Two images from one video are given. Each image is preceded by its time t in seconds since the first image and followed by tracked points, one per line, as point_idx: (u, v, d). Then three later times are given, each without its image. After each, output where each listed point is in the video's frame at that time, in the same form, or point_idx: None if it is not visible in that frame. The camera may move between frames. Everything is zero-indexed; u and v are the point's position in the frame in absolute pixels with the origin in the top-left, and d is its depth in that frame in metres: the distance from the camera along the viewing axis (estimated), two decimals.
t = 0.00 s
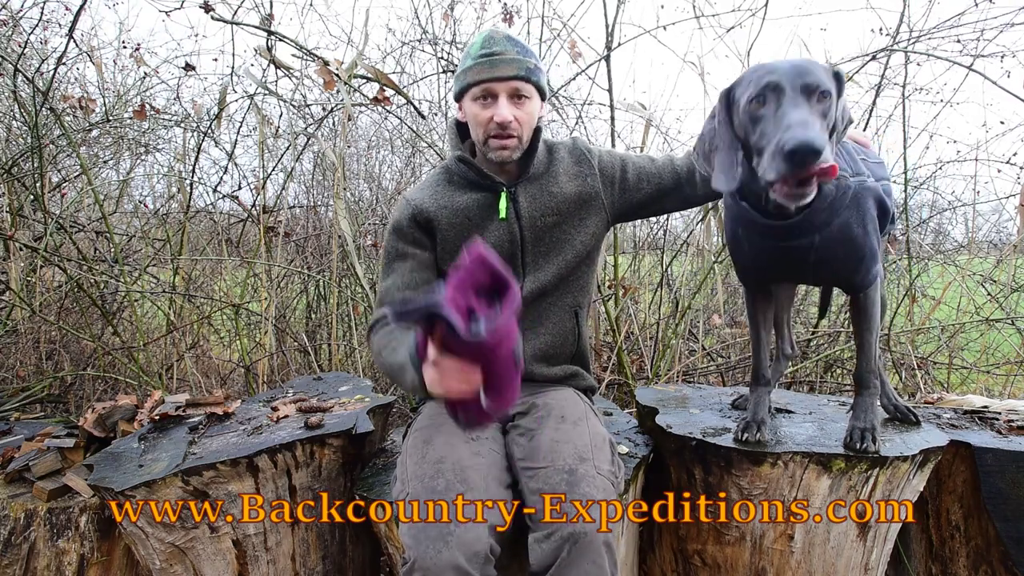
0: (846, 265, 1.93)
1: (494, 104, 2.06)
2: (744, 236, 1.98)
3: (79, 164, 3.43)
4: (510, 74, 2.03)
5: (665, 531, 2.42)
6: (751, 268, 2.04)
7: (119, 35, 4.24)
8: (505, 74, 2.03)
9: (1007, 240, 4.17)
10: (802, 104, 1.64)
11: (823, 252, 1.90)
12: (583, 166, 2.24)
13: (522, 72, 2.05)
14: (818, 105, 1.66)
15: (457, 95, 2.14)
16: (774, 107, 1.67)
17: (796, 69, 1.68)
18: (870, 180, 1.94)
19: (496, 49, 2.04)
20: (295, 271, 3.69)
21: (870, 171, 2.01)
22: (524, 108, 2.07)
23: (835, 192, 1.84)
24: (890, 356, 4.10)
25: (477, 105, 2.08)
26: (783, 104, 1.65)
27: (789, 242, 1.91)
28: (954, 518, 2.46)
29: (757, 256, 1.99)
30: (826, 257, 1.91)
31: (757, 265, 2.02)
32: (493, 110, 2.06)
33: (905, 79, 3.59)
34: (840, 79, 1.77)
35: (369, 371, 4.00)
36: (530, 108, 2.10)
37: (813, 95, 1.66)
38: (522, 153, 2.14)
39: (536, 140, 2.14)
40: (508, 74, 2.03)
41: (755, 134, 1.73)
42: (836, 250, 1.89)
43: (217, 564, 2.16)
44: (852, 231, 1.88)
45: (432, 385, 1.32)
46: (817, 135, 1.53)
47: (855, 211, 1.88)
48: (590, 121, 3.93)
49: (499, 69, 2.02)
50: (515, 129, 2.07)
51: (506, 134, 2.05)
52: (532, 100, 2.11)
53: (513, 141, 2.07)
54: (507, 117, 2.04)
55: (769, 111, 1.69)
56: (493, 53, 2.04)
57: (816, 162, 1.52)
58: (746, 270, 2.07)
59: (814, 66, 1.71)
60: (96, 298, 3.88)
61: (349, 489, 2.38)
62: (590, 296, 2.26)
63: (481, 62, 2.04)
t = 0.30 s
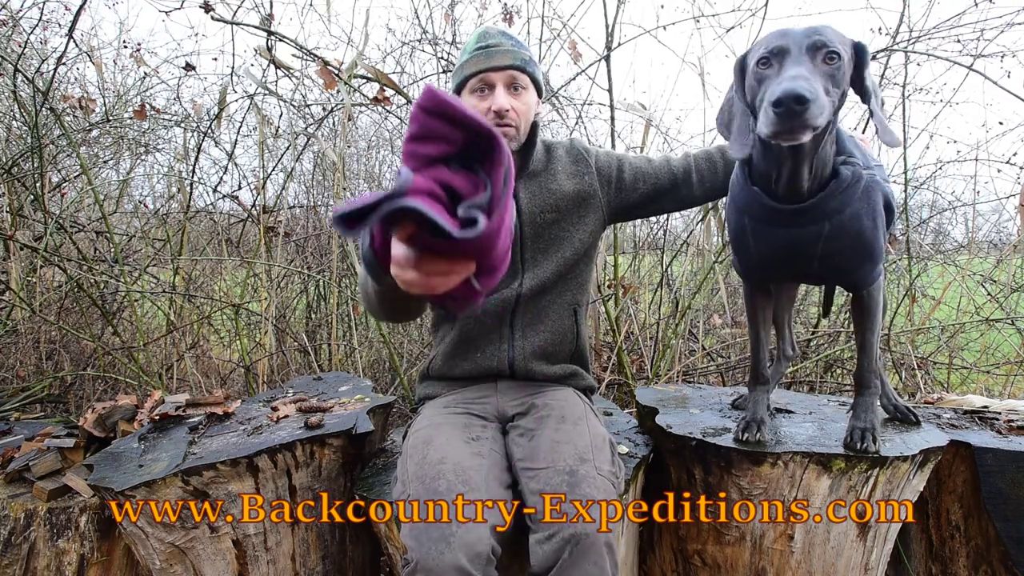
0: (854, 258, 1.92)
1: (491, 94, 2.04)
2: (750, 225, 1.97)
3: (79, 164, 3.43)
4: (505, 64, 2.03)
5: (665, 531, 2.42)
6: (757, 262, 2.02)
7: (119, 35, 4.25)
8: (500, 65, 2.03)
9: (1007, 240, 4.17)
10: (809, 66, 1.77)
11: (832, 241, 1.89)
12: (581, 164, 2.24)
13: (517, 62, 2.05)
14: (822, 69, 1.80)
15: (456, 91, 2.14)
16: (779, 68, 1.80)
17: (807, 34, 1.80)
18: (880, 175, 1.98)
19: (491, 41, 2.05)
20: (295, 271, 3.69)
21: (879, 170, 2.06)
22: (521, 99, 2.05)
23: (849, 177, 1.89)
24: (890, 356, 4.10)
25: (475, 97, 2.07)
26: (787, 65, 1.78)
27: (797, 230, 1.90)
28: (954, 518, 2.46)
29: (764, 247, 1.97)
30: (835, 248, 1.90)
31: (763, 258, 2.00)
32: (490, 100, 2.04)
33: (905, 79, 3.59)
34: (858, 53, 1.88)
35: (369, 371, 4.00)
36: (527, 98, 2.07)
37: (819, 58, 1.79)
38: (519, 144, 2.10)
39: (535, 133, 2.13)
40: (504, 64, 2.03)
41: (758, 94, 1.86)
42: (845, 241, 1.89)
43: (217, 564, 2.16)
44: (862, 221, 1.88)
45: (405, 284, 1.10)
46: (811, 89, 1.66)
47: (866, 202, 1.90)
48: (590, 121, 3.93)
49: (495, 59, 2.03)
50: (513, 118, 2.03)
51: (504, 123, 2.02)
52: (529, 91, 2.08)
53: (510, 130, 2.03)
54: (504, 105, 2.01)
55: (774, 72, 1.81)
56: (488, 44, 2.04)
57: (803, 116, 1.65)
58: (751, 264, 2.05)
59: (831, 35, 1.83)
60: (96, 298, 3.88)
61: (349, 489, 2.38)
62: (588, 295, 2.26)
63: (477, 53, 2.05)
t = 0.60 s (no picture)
0: (861, 257, 1.92)
1: (504, 99, 2.05)
2: (757, 221, 1.96)
3: (79, 164, 3.43)
4: (519, 71, 2.02)
5: (665, 531, 2.42)
6: (763, 259, 2.01)
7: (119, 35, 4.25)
8: (515, 71, 2.02)
9: (1007, 240, 4.17)
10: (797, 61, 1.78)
11: (840, 240, 1.89)
12: (585, 166, 2.24)
13: (532, 69, 2.04)
14: (809, 64, 1.80)
15: (463, 89, 2.12)
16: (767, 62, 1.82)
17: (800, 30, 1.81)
18: (888, 175, 1.98)
19: (506, 45, 2.04)
20: (295, 271, 3.69)
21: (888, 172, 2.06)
22: (532, 106, 2.07)
23: (859, 175, 1.88)
24: (890, 356, 4.10)
25: (486, 100, 2.06)
26: (775, 58, 1.80)
27: (805, 226, 1.90)
28: (954, 518, 2.46)
29: (771, 244, 1.96)
30: (842, 247, 1.90)
31: (770, 256, 1.99)
32: (501, 106, 2.05)
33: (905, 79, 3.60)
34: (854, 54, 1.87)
35: (369, 371, 4.00)
36: (537, 106, 2.10)
37: (807, 54, 1.79)
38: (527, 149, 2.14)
39: (541, 139, 2.15)
40: (519, 70, 2.02)
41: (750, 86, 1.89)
42: (853, 240, 1.88)
43: (217, 564, 2.16)
44: (870, 220, 1.88)
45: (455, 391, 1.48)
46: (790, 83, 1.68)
47: (875, 201, 1.90)
48: (590, 121, 3.93)
49: (510, 64, 2.02)
50: (523, 126, 2.07)
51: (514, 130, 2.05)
52: (539, 99, 2.11)
53: (519, 139, 2.07)
54: (516, 113, 2.03)
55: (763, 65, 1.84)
56: (503, 48, 2.03)
57: (780, 107, 1.67)
58: (756, 261, 2.04)
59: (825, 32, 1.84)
60: (96, 298, 3.88)
61: (349, 489, 2.38)
62: (591, 296, 2.26)
63: (491, 57, 2.03)
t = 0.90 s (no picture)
0: (866, 259, 1.92)
1: (505, 103, 2.04)
2: (762, 220, 1.96)
3: (79, 164, 3.43)
4: (520, 74, 2.01)
5: (665, 530, 2.42)
6: (766, 257, 2.01)
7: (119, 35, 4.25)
8: (515, 75, 2.01)
9: (1007, 240, 4.18)
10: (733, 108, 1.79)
11: (845, 242, 1.88)
12: (587, 167, 2.24)
13: (532, 71, 2.03)
14: (747, 109, 1.78)
15: (465, 94, 2.12)
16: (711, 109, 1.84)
17: (740, 70, 1.80)
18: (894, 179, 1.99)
19: (505, 49, 2.03)
20: (295, 271, 3.69)
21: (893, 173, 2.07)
22: (533, 108, 2.07)
23: (869, 179, 1.88)
24: (890, 356, 4.10)
25: (487, 104, 2.06)
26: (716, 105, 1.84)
27: (812, 227, 1.89)
28: (954, 518, 2.46)
29: (775, 243, 1.96)
30: (849, 247, 1.89)
31: (773, 252, 1.98)
32: (503, 109, 2.04)
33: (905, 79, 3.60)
34: (814, 70, 1.76)
35: (369, 371, 4.00)
36: (538, 107, 2.09)
37: (743, 98, 1.78)
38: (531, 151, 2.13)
39: (543, 140, 2.15)
40: (519, 74, 2.01)
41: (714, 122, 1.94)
42: (860, 240, 1.88)
43: (217, 564, 2.16)
44: (875, 223, 1.89)
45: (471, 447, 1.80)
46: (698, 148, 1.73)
47: (882, 203, 1.90)
48: (590, 121, 3.93)
49: (510, 68, 2.01)
50: (526, 128, 2.05)
51: (517, 132, 2.04)
52: (541, 100, 2.10)
53: (522, 141, 2.05)
54: (517, 116, 2.03)
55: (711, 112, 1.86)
56: (503, 52, 2.02)
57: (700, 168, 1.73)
58: (760, 259, 2.04)
59: (769, 64, 1.79)
60: (96, 298, 3.88)
61: (349, 489, 2.38)
62: (592, 297, 2.26)
63: (492, 61, 2.02)
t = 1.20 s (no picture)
0: (858, 263, 1.92)
1: (504, 94, 2.05)
2: (755, 225, 1.98)
3: (79, 164, 3.43)
4: (518, 65, 2.03)
5: (665, 530, 2.42)
6: (759, 259, 2.03)
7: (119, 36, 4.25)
8: (514, 66, 2.03)
9: (1007, 240, 4.18)
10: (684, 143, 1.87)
11: (837, 247, 1.89)
12: (588, 169, 2.24)
13: (531, 63, 2.04)
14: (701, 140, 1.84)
15: (467, 90, 2.14)
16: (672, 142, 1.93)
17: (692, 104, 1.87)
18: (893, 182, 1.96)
19: (505, 42, 2.04)
20: (295, 271, 3.69)
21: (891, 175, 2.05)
22: (533, 99, 2.07)
23: (861, 186, 1.85)
24: (890, 356, 4.10)
25: (487, 96, 2.07)
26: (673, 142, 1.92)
27: (802, 233, 1.90)
28: (954, 518, 2.46)
29: (767, 246, 1.98)
30: (840, 253, 1.90)
31: (766, 256, 2.00)
32: (503, 100, 2.05)
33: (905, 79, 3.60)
34: (758, 100, 1.79)
35: (369, 371, 4.00)
36: (538, 99, 2.09)
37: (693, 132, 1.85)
38: (530, 145, 2.12)
39: (545, 135, 2.14)
40: (517, 65, 2.03)
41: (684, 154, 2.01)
42: (851, 246, 1.88)
43: (217, 564, 2.16)
44: (869, 228, 1.88)
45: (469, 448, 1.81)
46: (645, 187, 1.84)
47: (875, 209, 1.89)
48: (590, 121, 3.94)
49: (508, 60, 2.02)
50: (525, 119, 2.06)
51: (516, 123, 2.04)
52: (541, 93, 2.10)
53: (522, 131, 2.05)
54: (517, 106, 2.03)
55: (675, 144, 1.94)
56: (502, 45, 2.04)
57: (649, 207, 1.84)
58: (754, 260, 2.06)
59: (716, 95, 1.84)
60: (96, 298, 3.88)
61: (349, 489, 2.39)
62: (592, 297, 2.26)
63: (491, 54, 2.03)
